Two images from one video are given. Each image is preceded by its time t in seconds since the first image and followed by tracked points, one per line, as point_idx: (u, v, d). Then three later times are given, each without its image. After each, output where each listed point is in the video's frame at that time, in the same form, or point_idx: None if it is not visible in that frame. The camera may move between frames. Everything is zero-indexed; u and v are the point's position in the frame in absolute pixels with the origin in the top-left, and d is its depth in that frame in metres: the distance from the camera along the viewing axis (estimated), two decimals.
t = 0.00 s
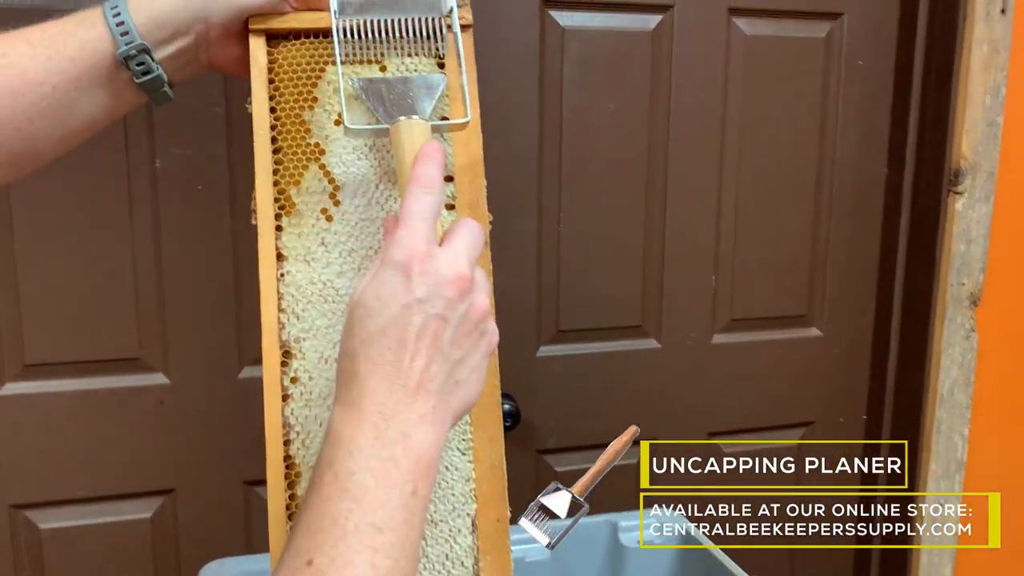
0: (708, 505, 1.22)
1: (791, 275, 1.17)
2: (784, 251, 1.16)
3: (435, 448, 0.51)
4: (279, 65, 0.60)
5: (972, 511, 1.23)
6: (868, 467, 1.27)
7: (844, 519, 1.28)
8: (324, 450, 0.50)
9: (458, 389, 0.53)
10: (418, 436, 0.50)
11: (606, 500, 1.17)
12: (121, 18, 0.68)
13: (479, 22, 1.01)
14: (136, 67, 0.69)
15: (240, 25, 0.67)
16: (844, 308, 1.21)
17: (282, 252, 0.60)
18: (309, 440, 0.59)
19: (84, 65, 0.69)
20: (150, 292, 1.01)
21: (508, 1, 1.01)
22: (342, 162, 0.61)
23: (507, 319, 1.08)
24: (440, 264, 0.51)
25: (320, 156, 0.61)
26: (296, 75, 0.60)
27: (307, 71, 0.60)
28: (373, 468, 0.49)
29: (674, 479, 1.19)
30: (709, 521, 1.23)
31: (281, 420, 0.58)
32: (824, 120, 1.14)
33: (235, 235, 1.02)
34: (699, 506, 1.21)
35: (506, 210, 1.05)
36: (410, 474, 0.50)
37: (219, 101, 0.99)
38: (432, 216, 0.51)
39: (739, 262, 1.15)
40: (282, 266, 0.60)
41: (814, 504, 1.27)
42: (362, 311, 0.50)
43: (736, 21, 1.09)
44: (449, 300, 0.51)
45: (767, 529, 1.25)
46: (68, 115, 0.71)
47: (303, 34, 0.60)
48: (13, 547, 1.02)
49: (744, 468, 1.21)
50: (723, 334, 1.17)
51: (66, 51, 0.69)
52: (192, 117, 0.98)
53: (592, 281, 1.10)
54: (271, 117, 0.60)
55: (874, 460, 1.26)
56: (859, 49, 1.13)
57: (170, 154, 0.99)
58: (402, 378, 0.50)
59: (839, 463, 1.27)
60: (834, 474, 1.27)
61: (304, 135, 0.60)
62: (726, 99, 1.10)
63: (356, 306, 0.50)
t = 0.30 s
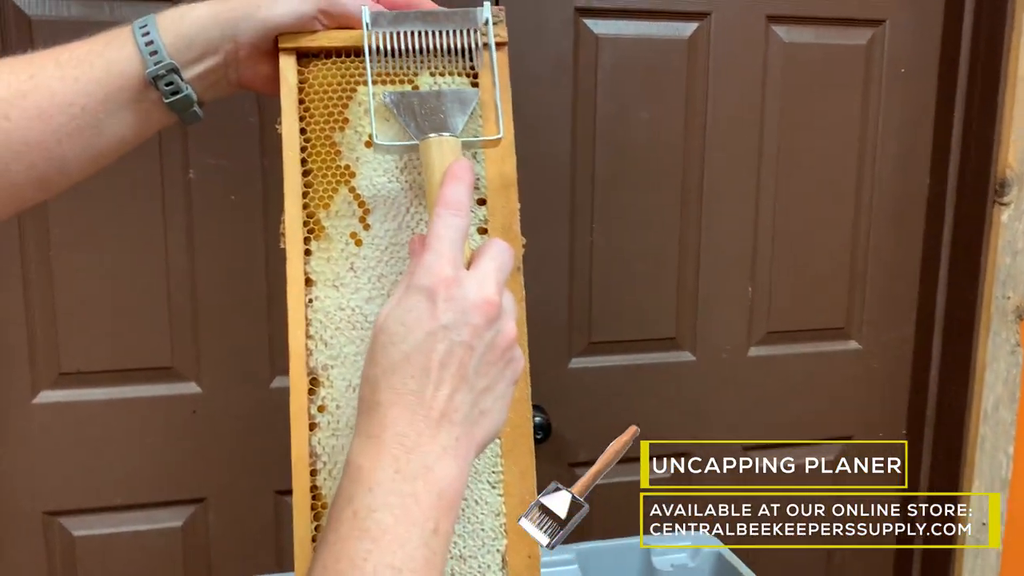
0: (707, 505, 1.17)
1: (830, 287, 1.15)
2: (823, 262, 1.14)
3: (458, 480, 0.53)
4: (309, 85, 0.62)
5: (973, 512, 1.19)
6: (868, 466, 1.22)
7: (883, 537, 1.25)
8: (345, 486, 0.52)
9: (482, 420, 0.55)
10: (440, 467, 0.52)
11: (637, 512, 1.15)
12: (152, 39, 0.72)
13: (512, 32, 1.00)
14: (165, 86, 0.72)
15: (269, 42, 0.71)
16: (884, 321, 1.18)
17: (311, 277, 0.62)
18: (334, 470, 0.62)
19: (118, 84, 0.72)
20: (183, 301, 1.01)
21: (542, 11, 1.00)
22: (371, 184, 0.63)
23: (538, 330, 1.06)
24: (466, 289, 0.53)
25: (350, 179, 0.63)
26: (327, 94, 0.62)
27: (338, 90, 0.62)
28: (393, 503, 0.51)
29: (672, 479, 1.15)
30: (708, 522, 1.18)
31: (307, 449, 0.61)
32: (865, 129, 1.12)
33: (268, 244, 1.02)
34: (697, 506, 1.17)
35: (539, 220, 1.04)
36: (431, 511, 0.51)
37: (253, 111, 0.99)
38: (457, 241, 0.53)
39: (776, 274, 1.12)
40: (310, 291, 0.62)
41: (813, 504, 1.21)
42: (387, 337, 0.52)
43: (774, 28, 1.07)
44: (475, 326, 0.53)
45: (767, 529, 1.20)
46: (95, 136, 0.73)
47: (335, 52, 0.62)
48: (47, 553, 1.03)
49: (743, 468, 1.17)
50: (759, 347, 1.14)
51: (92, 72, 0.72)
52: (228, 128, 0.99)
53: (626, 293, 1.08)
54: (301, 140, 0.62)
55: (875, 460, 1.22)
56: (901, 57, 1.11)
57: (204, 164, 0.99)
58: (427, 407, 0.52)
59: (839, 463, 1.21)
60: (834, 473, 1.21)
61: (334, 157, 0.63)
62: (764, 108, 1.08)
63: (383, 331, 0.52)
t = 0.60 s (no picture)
0: (707, 505, 1.15)
1: (863, 296, 1.13)
2: (857, 270, 1.12)
3: (475, 505, 0.55)
4: (336, 98, 0.65)
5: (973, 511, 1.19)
6: (868, 466, 1.19)
7: (916, 549, 1.23)
8: (363, 510, 0.55)
9: (501, 446, 0.57)
10: (457, 493, 0.54)
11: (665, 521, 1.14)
12: (179, 53, 0.72)
13: (542, 38, 1.00)
14: (192, 100, 0.73)
15: (296, 56, 0.72)
16: (918, 330, 1.16)
17: (337, 291, 0.64)
18: (358, 485, 0.64)
19: (153, 92, 0.73)
20: (212, 307, 1.02)
21: (572, 17, 1.00)
22: (397, 199, 0.65)
23: (566, 339, 1.06)
24: (489, 313, 0.54)
25: (376, 194, 0.65)
26: (354, 107, 0.65)
27: (365, 103, 0.65)
28: (409, 527, 0.53)
29: (671, 479, 1.13)
30: (708, 521, 1.16)
31: (332, 464, 0.63)
32: (900, 135, 1.10)
33: (297, 250, 1.02)
34: (697, 506, 1.14)
35: (568, 227, 1.04)
36: (447, 539, 0.54)
37: (282, 119, 0.99)
38: (481, 265, 0.54)
39: (809, 281, 1.11)
40: (336, 305, 0.64)
41: (813, 504, 1.18)
42: (410, 358, 0.54)
43: (807, 32, 1.06)
44: (498, 351, 0.54)
45: (767, 529, 1.17)
46: (124, 149, 0.74)
47: (362, 66, 0.65)
48: (78, 556, 1.04)
49: (743, 468, 1.14)
50: (791, 356, 1.13)
51: (121, 85, 0.73)
52: (258, 135, 0.99)
53: (656, 301, 1.07)
54: (328, 154, 0.64)
55: (875, 460, 1.19)
56: (937, 62, 1.09)
57: (234, 171, 0.99)
58: (446, 432, 0.54)
59: (839, 463, 1.18)
60: (833, 474, 1.18)
61: (360, 171, 0.65)
62: (796, 115, 1.07)
63: (406, 353, 0.54)
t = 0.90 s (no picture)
0: (706, 505, 1.13)
1: (893, 303, 1.11)
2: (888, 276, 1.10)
3: (501, 521, 0.55)
4: (365, 107, 0.65)
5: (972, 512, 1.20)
6: (868, 466, 1.16)
7: (947, 560, 1.20)
8: (390, 524, 0.55)
9: (528, 460, 0.57)
10: (484, 508, 0.54)
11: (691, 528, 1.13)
12: (208, 61, 0.73)
13: (570, 42, 0.99)
14: (221, 108, 0.73)
15: (325, 65, 0.72)
16: (951, 336, 1.14)
17: (364, 300, 0.64)
18: (385, 496, 0.63)
19: (185, 98, 0.73)
20: (240, 310, 1.02)
21: (600, 20, 0.99)
22: (425, 207, 0.65)
23: (592, 344, 1.05)
24: (517, 327, 0.54)
25: (403, 202, 0.65)
26: (382, 116, 0.65)
27: (393, 112, 0.65)
28: (437, 542, 0.54)
29: (670, 479, 1.11)
30: (708, 521, 1.14)
31: (359, 474, 0.63)
32: (933, 140, 1.08)
33: (324, 254, 1.02)
34: (697, 506, 1.12)
35: (595, 232, 1.03)
36: (475, 555, 0.54)
37: (310, 123, 0.99)
38: (510, 278, 0.54)
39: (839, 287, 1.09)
40: (363, 314, 0.64)
41: (813, 504, 1.15)
42: (438, 372, 0.54)
43: (839, 35, 1.04)
44: (527, 365, 0.54)
45: (767, 529, 1.15)
46: (152, 157, 0.74)
47: (390, 75, 0.65)
48: (105, 556, 1.04)
49: (743, 468, 1.12)
50: (820, 362, 1.11)
51: (152, 93, 0.73)
52: (286, 139, 0.99)
53: (683, 307, 1.06)
54: (355, 162, 0.64)
55: (874, 460, 1.16)
56: (972, 65, 1.07)
57: (262, 175, 1.00)
58: (474, 446, 0.54)
59: (839, 463, 1.15)
60: (833, 474, 1.15)
61: (387, 180, 0.65)
62: (827, 118, 1.05)
63: (434, 366, 0.54)
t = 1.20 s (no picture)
0: (706, 505, 1.11)
1: (923, 307, 1.10)
2: (918, 279, 1.09)
3: (536, 533, 0.55)
4: (393, 111, 0.64)
5: (973, 511, 1.17)
6: (868, 466, 1.13)
7: (978, 567, 1.19)
8: (425, 535, 0.55)
9: (564, 472, 0.56)
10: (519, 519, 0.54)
11: (715, 532, 1.12)
12: (239, 66, 0.73)
13: (597, 45, 0.99)
14: (252, 113, 0.73)
15: (354, 69, 0.72)
16: (982, 340, 1.13)
17: (392, 304, 0.64)
18: (413, 499, 0.63)
19: (217, 102, 0.74)
20: (267, 313, 1.03)
21: (626, 22, 0.99)
22: (453, 211, 0.64)
23: (619, 347, 1.05)
24: (552, 337, 0.53)
25: (432, 205, 0.65)
26: (410, 120, 0.64)
27: (422, 116, 0.64)
28: (472, 554, 0.54)
29: (668, 479, 1.09)
30: (708, 521, 1.12)
31: (387, 478, 0.63)
32: (964, 142, 1.07)
33: (350, 256, 1.03)
34: (697, 506, 1.11)
35: (621, 235, 1.02)
36: (510, 564, 0.54)
37: (337, 126, 1.00)
38: (544, 288, 0.53)
39: (868, 290, 1.08)
40: (391, 317, 0.64)
41: (814, 504, 1.13)
42: (472, 381, 0.53)
43: (868, 36, 1.03)
44: (562, 376, 0.54)
45: (767, 529, 1.13)
46: (183, 161, 0.74)
47: (419, 79, 0.65)
48: (133, 556, 1.05)
49: (743, 468, 1.10)
50: (848, 367, 1.10)
51: (183, 97, 0.73)
52: (313, 141, 1.00)
53: (710, 310, 1.06)
54: (384, 165, 0.64)
55: (874, 460, 1.13)
56: (1004, 66, 1.06)
57: (290, 177, 1.00)
58: (509, 457, 0.54)
59: (839, 463, 1.12)
60: (833, 475, 1.13)
61: (416, 184, 0.65)
62: (856, 120, 1.04)
63: (469, 377, 0.54)
